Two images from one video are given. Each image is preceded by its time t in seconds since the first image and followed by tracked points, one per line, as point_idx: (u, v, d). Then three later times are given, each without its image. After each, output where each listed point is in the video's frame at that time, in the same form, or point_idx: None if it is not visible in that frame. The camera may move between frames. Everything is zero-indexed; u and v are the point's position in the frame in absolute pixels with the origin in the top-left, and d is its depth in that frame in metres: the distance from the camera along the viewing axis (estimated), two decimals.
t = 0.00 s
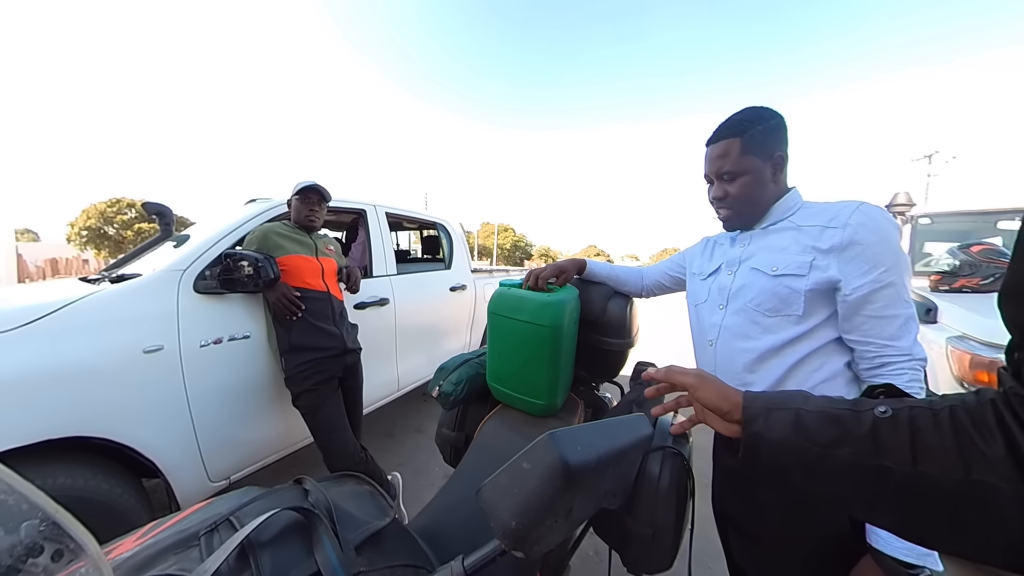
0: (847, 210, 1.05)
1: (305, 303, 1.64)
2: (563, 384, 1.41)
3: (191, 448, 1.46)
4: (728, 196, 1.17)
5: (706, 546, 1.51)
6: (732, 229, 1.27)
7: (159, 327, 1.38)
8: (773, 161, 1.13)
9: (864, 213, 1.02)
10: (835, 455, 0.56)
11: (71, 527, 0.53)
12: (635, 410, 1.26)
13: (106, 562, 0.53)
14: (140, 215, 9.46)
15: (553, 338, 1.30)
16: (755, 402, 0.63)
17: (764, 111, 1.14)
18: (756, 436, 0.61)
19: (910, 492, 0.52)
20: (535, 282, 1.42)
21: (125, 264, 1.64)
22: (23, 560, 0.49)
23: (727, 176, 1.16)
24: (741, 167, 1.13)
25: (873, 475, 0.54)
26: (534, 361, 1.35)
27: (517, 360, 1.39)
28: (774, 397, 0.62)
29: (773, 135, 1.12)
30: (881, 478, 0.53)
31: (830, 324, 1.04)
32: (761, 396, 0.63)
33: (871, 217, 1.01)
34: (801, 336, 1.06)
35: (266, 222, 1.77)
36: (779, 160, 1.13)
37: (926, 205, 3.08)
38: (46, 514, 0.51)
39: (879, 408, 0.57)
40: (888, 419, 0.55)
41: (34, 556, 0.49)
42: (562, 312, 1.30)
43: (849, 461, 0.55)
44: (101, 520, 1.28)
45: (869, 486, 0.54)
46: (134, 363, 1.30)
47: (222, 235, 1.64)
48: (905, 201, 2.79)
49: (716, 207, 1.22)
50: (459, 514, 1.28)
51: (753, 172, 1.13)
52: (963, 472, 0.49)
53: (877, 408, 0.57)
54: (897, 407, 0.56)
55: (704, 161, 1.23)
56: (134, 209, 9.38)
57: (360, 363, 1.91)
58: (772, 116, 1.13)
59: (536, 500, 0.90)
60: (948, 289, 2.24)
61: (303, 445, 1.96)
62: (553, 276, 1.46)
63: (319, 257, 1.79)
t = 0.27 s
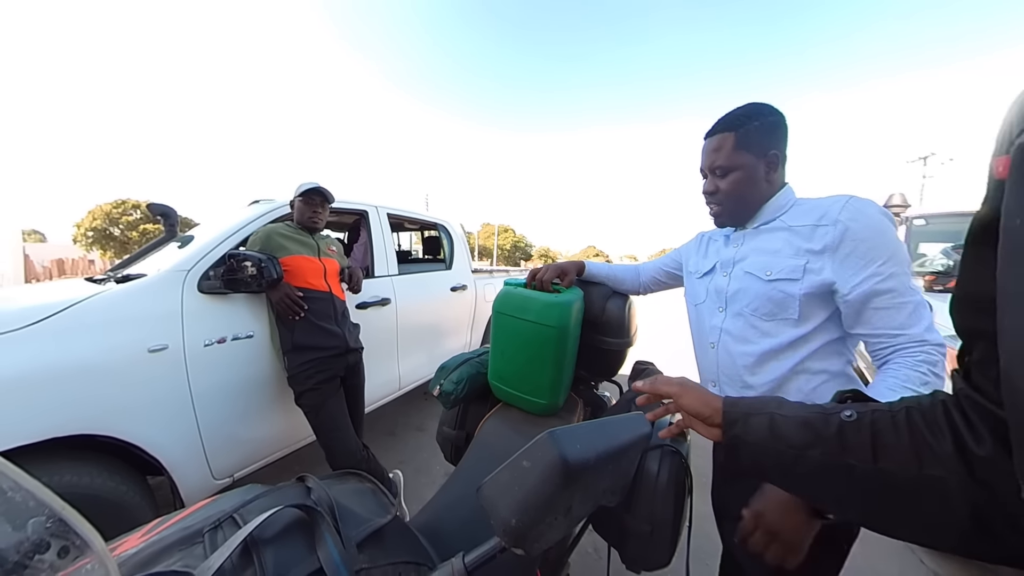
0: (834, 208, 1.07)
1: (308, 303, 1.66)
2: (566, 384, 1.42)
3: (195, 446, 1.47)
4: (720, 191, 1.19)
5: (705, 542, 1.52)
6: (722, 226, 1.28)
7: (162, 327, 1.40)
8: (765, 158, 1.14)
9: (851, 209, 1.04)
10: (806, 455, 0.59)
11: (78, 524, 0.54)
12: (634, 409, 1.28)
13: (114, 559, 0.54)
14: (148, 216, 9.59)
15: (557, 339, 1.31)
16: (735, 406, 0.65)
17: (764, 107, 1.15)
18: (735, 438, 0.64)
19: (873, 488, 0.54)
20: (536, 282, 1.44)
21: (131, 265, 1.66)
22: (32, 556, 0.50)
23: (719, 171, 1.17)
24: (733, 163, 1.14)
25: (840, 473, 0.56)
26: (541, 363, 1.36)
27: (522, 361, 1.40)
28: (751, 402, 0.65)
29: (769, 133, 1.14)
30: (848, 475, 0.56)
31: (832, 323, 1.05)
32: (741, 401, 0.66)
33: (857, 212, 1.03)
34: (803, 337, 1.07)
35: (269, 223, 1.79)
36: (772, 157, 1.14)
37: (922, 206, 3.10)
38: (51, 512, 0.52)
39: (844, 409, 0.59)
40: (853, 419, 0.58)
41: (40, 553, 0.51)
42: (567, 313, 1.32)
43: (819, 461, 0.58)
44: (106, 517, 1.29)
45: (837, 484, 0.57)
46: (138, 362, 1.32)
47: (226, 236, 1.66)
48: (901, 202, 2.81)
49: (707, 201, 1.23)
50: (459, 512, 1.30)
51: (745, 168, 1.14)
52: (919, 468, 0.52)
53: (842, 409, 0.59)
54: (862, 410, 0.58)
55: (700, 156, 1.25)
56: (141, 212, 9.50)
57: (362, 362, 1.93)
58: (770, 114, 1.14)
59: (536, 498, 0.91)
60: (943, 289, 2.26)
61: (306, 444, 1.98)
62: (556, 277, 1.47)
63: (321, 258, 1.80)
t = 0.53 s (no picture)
0: (803, 231, 0.95)
1: (310, 303, 1.68)
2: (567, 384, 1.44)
3: (199, 443, 1.49)
4: (707, 190, 1.07)
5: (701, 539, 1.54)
6: (714, 226, 1.16)
7: (167, 326, 1.42)
8: (756, 152, 1.01)
9: (812, 239, 0.91)
10: (767, 458, 0.63)
11: (86, 518, 0.54)
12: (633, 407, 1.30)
13: (118, 553, 0.55)
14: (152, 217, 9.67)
15: (558, 340, 1.33)
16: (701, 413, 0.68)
17: (760, 89, 1.01)
18: (702, 444, 0.67)
19: (829, 486, 0.61)
20: (535, 284, 1.46)
21: (136, 265, 1.68)
22: (39, 550, 0.50)
23: (707, 167, 1.05)
24: (719, 157, 1.02)
25: (802, 474, 0.62)
26: (534, 365, 1.39)
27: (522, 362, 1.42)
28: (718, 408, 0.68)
29: (762, 120, 0.99)
30: (808, 476, 0.61)
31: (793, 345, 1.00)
32: (707, 409, 0.69)
33: (819, 244, 0.90)
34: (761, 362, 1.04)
35: (272, 224, 1.81)
36: (765, 149, 1.01)
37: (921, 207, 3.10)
38: (59, 506, 0.52)
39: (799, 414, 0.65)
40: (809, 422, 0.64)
41: (48, 546, 0.51)
42: (565, 314, 1.34)
43: (788, 464, 0.62)
44: (112, 512, 1.32)
45: (799, 485, 0.62)
46: (144, 360, 1.34)
47: (230, 236, 1.68)
48: (896, 204, 2.80)
49: (694, 198, 1.11)
50: (460, 508, 1.32)
51: (735, 164, 1.01)
52: (869, 465, 0.60)
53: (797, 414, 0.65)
54: (815, 414, 0.64)
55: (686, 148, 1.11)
56: (146, 213, 9.60)
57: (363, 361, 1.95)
58: (764, 97, 0.99)
59: (536, 497, 0.83)
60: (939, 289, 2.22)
61: (308, 441, 2.00)
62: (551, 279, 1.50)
63: (324, 258, 1.82)
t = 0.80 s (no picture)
0: (703, 259, 0.87)
1: (312, 302, 1.70)
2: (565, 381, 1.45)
3: (203, 439, 1.52)
4: (647, 204, 0.99)
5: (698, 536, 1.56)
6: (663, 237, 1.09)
7: (173, 324, 1.44)
8: (689, 161, 0.91)
9: (705, 271, 0.84)
10: (776, 481, 0.65)
11: (91, 511, 0.55)
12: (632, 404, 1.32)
13: (124, 546, 0.55)
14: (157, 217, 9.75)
15: (555, 336, 1.35)
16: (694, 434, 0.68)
17: (686, 85, 0.89)
18: (696, 468, 0.67)
19: (840, 507, 0.62)
20: (531, 282, 1.50)
21: (142, 265, 1.71)
22: (47, 543, 0.52)
23: (640, 181, 0.97)
24: (652, 172, 0.93)
25: (810, 495, 0.64)
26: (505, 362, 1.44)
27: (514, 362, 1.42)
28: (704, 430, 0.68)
29: (688, 125, 0.89)
30: (819, 497, 0.63)
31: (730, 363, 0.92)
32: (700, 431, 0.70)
33: (710, 277, 0.83)
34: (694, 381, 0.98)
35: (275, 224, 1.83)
36: (701, 157, 0.90)
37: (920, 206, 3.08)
38: (65, 500, 0.53)
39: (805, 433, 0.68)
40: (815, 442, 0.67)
41: (55, 541, 0.52)
42: (562, 312, 1.35)
43: (792, 485, 0.64)
44: (118, 507, 1.34)
45: (809, 507, 0.64)
46: (150, 358, 1.36)
47: (234, 237, 1.70)
48: (888, 204, 2.74)
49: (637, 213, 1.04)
50: (459, 503, 1.34)
51: (666, 177, 0.93)
52: (880, 483, 0.61)
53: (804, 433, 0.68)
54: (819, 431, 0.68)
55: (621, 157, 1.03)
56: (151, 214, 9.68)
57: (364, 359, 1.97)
58: (692, 99, 0.88)
59: (537, 493, 0.76)
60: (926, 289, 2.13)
61: (310, 438, 2.02)
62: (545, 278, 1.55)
63: (326, 258, 1.84)
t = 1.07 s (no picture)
0: (652, 286, 0.84)
1: (315, 302, 1.71)
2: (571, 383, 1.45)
3: (207, 437, 1.53)
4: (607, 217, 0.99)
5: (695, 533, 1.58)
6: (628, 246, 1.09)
7: (177, 324, 1.46)
8: (640, 172, 0.88)
9: (649, 304, 0.81)
10: (801, 486, 0.59)
11: (98, 508, 0.56)
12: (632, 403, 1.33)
13: (130, 542, 0.56)
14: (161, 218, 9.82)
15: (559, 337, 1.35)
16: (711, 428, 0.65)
17: (630, 90, 0.85)
18: (709, 465, 0.63)
19: (875, 520, 0.56)
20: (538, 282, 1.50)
21: (146, 265, 1.73)
22: (54, 540, 0.52)
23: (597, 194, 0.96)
24: (606, 187, 0.92)
25: (842, 505, 0.58)
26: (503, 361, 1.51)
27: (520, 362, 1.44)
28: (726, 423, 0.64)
29: (636, 135, 0.85)
30: (853, 508, 0.57)
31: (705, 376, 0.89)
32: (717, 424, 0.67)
33: (654, 311, 0.80)
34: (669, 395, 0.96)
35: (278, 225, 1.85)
36: (652, 167, 0.87)
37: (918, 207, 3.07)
38: (72, 497, 0.55)
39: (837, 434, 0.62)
40: (849, 446, 0.61)
41: (62, 537, 0.52)
42: (566, 313, 1.36)
43: (818, 490, 0.59)
44: (124, 504, 1.36)
45: (839, 517, 0.58)
46: (155, 358, 1.38)
47: (237, 238, 1.72)
48: (883, 206, 2.71)
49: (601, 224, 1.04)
50: (460, 501, 1.35)
51: (620, 190, 0.91)
52: (927, 499, 0.54)
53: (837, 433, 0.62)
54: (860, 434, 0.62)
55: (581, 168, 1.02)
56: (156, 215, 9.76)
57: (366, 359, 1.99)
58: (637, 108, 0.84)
59: (536, 490, 0.75)
60: (922, 289, 2.12)
61: (312, 436, 2.04)
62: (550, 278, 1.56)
63: (328, 259, 1.86)
